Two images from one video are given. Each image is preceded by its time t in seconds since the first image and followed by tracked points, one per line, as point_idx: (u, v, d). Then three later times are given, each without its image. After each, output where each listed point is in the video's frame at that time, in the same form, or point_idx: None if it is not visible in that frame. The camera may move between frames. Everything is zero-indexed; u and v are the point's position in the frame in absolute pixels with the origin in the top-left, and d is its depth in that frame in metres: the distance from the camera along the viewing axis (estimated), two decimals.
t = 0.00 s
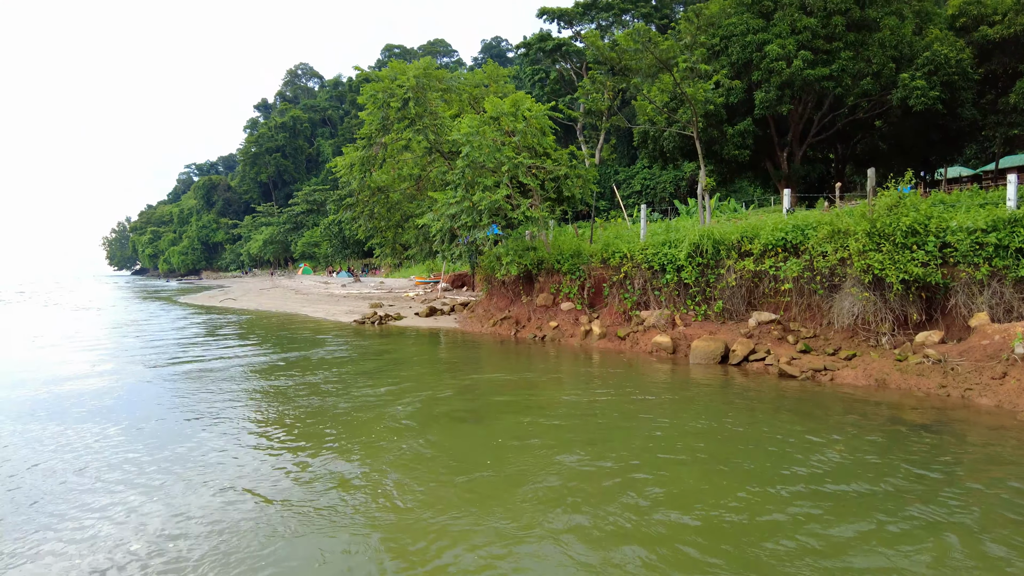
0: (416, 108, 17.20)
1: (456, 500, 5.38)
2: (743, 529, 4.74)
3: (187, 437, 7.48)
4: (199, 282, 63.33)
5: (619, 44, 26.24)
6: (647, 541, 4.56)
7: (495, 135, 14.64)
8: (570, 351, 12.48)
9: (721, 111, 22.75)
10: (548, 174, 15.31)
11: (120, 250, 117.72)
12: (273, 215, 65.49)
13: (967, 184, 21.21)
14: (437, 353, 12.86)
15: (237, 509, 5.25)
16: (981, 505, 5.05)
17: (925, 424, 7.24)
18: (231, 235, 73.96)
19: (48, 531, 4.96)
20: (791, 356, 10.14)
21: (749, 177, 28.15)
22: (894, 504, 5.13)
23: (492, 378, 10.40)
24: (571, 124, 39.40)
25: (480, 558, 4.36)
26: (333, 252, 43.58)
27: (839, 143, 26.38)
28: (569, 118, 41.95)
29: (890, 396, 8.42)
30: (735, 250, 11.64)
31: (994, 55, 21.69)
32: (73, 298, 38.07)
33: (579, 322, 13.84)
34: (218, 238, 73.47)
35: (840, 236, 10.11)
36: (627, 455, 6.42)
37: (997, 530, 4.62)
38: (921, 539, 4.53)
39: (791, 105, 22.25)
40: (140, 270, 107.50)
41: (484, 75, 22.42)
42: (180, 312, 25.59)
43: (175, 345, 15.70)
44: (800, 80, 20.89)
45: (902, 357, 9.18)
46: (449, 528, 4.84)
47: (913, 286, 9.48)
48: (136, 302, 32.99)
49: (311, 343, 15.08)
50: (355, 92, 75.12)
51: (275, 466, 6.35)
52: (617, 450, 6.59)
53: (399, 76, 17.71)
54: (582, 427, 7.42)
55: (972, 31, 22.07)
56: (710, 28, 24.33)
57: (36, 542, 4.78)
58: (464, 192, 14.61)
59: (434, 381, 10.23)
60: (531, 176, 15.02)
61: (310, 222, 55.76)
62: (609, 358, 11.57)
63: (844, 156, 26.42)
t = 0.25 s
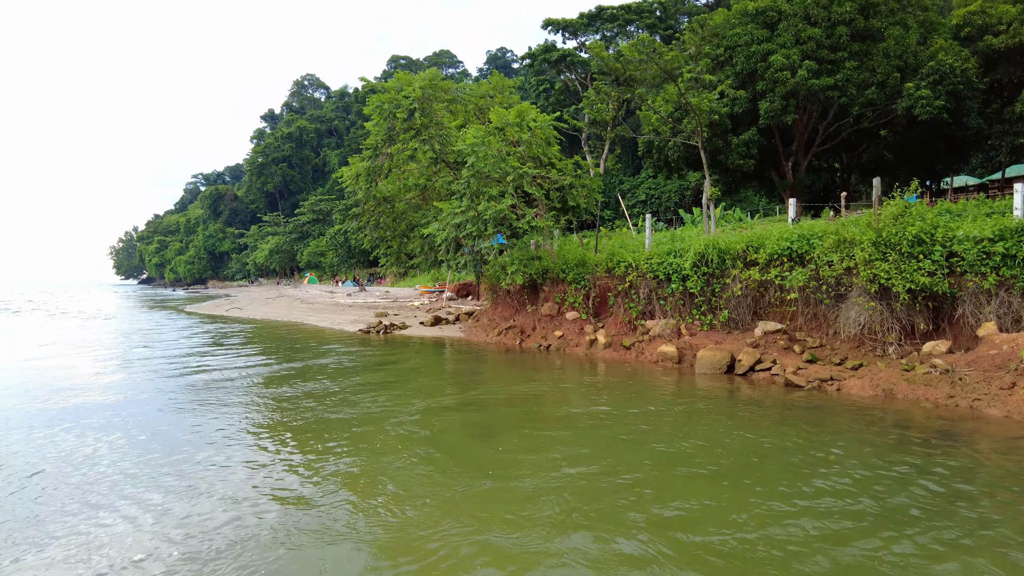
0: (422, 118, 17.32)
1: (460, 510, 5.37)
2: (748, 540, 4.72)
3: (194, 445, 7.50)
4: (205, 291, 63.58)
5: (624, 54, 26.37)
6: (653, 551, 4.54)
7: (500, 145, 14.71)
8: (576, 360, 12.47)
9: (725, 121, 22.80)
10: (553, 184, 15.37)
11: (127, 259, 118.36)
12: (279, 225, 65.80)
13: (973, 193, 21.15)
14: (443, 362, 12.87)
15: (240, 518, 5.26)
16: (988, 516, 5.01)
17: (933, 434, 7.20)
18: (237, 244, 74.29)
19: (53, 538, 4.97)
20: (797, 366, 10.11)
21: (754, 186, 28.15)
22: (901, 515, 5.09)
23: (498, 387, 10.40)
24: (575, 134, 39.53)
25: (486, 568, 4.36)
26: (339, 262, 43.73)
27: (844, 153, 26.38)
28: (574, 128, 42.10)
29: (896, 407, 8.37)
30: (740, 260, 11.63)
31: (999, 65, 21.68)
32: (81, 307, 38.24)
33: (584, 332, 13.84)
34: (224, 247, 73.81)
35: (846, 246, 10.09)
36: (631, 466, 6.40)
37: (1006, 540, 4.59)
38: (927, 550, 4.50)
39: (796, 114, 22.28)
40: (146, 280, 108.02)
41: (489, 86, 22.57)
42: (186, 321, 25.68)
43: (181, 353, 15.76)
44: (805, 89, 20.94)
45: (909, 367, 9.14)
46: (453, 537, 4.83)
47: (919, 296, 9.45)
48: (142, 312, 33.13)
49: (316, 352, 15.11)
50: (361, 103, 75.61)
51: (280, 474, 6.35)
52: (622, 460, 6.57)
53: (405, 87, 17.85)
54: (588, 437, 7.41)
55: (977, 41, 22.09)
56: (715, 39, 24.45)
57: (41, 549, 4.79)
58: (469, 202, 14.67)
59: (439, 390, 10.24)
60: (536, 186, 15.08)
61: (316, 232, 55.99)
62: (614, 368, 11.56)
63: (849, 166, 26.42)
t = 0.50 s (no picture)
0: (427, 126, 17.37)
1: (465, 518, 5.34)
2: (755, 549, 4.68)
3: (199, 453, 7.50)
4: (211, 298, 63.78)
5: (628, 62, 26.43)
6: (659, 561, 4.51)
7: (505, 153, 14.75)
8: (581, 368, 12.46)
9: (731, 129, 22.79)
10: (557, 192, 15.41)
11: (134, 267, 118.86)
12: (285, 232, 66.02)
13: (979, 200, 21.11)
14: (447, 370, 12.86)
15: (246, 525, 5.25)
16: (997, 525, 4.96)
17: (941, 443, 7.15)
18: (243, 252, 74.59)
19: (58, 546, 4.97)
20: (803, 374, 10.07)
21: (759, 194, 28.14)
22: (910, 524, 5.05)
23: (503, 394, 10.38)
24: (580, 141, 39.59)
25: None
26: (344, 269, 43.86)
27: (849, 160, 26.37)
28: (578, 136, 42.18)
29: (904, 415, 8.31)
30: (746, 267, 11.61)
31: (1005, 72, 21.62)
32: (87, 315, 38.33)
33: (589, 339, 13.83)
34: (230, 255, 74.12)
35: (852, 253, 10.07)
36: (637, 474, 6.37)
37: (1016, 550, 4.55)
38: (937, 560, 4.46)
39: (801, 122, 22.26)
40: (153, 287, 108.43)
41: (494, 94, 22.68)
42: (191, 329, 25.74)
43: (187, 360, 15.80)
44: (810, 97, 20.94)
45: (916, 375, 9.09)
46: (458, 546, 4.80)
47: (926, 303, 9.40)
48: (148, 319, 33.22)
49: (320, 359, 15.12)
50: (366, 111, 76.04)
51: (285, 482, 6.35)
52: (628, 469, 6.53)
53: (411, 95, 17.96)
54: (593, 445, 7.38)
55: (982, 48, 22.06)
56: (719, 47, 24.49)
57: (46, 557, 4.79)
58: (474, 210, 14.71)
59: (443, 398, 10.23)
60: (541, 194, 15.11)
61: (321, 239, 56.16)
62: (620, 376, 11.53)
63: (854, 173, 26.39)
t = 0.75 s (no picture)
0: (432, 133, 17.43)
1: (468, 524, 5.33)
2: (759, 557, 4.64)
3: (203, 458, 7.51)
4: (217, 304, 64.00)
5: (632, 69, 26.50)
6: (662, 568, 4.48)
7: (509, 160, 14.78)
8: (585, 374, 12.43)
9: (735, 135, 22.80)
10: (562, 198, 15.43)
11: (140, 273, 119.45)
12: (289, 238, 66.26)
13: (984, 206, 21.03)
14: (452, 376, 12.86)
15: (248, 531, 5.24)
16: (1005, 534, 4.91)
17: (949, 450, 7.09)
18: (248, 258, 74.84)
19: (60, 551, 4.98)
20: (809, 381, 10.02)
21: (764, 200, 28.12)
22: (916, 532, 5.01)
23: (507, 400, 10.37)
24: (584, 148, 39.66)
25: None
26: (349, 275, 43.96)
27: (854, 166, 26.33)
28: (583, 142, 42.27)
29: (911, 422, 8.26)
30: (751, 273, 11.59)
31: (1010, 77, 21.54)
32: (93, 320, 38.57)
33: (593, 345, 13.81)
34: (236, 261, 74.37)
35: (857, 259, 10.03)
36: (640, 480, 6.35)
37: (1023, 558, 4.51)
38: (943, 567, 4.42)
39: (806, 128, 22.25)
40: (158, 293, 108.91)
41: (499, 101, 22.76)
42: (196, 334, 25.85)
43: (192, 366, 15.84)
44: (814, 103, 20.93)
45: (922, 382, 9.03)
46: (459, 553, 4.79)
47: (933, 310, 9.35)
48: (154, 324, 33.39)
49: (325, 365, 15.14)
50: (371, 118, 76.35)
51: (288, 488, 6.34)
52: (631, 476, 6.51)
53: (416, 102, 18.05)
54: (597, 451, 7.35)
55: (987, 54, 22.01)
56: (723, 53, 24.52)
57: (48, 562, 4.79)
58: (479, 215, 14.73)
59: (447, 404, 10.22)
60: (545, 200, 15.13)
61: (326, 245, 56.34)
62: (624, 382, 11.50)
63: (859, 179, 26.35)
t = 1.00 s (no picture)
0: (436, 139, 17.46)
1: (471, 529, 5.33)
2: (762, 562, 4.64)
3: (207, 462, 7.53)
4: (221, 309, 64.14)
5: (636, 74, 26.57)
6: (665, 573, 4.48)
7: (513, 165, 14.82)
8: (589, 379, 12.42)
9: (739, 140, 22.80)
10: (566, 203, 15.46)
11: (145, 277, 119.90)
12: (294, 243, 66.46)
13: (989, 211, 20.98)
14: (455, 380, 12.85)
15: (251, 535, 5.26)
16: (1011, 539, 4.89)
17: (955, 456, 7.05)
18: (253, 263, 75.09)
19: (65, 554, 5.00)
20: (814, 386, 9.98)
21: (768, 205, 28.10)
22: (921, 538, 5.00)
23: (511, 406, 10.36)
24: (588, 153, 39.72)
25: None
26: (353, 280, 44.08)
27: (858, 171, 26.30)
28: (586, 147, 42.33)
29: (916, 427, 8.23)
30: (755, 278, 11.59)
31: (1015, 82, 21.49)
32: (99, 324, 38.73)
33: (597, 350, 13.80)
34: (240, 265, 74.59)
35: (862, 264, 10.00)
36: (643, 486, 6.35)
37: None
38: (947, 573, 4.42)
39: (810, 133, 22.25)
40: (164, 297, 109.25)
41: (503, 107, 22.84)
42: (201, 339, 25.93)
43: (196, 370, 15.88)
44: (818, 107, 20.92)
45: (928, 388, 8.98)
46: (463, 558, 4.79)
47: (938, 314, 9.32)
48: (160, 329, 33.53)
49: (329, 370, 15.15)
50: (375, 124, 76.65)
51: (291, 492, 6.36)
52: (635, 481, 6.51)
53: (420, 108, 18.13)
54: (599, 457, 7.35)
55: (991, 59, 21.99)
56: (727, 59, 24.60)
57: (53, 566, 4.80)
58: (482, 220, 14.76)
59: (451, 409, 10.23)
60: (549, 205, 15.18)
61: (330, 250, 56.49)
62: (628, 387, 11.48)
63: (863, 183, 26.31)
